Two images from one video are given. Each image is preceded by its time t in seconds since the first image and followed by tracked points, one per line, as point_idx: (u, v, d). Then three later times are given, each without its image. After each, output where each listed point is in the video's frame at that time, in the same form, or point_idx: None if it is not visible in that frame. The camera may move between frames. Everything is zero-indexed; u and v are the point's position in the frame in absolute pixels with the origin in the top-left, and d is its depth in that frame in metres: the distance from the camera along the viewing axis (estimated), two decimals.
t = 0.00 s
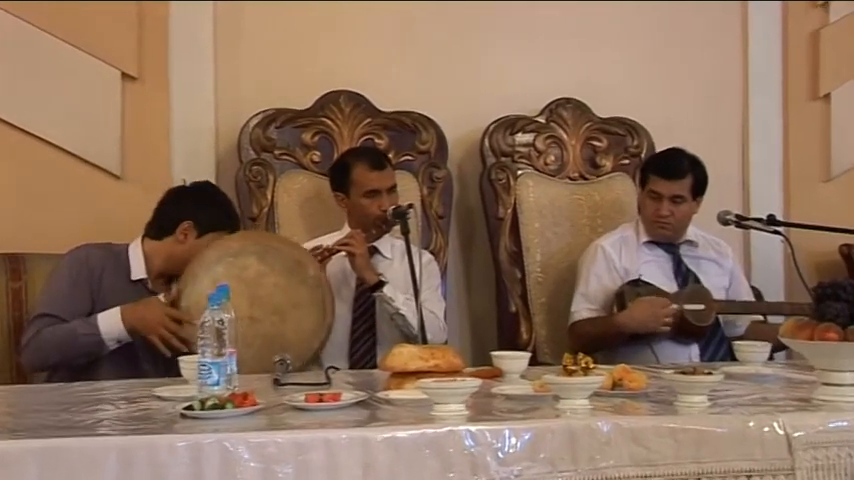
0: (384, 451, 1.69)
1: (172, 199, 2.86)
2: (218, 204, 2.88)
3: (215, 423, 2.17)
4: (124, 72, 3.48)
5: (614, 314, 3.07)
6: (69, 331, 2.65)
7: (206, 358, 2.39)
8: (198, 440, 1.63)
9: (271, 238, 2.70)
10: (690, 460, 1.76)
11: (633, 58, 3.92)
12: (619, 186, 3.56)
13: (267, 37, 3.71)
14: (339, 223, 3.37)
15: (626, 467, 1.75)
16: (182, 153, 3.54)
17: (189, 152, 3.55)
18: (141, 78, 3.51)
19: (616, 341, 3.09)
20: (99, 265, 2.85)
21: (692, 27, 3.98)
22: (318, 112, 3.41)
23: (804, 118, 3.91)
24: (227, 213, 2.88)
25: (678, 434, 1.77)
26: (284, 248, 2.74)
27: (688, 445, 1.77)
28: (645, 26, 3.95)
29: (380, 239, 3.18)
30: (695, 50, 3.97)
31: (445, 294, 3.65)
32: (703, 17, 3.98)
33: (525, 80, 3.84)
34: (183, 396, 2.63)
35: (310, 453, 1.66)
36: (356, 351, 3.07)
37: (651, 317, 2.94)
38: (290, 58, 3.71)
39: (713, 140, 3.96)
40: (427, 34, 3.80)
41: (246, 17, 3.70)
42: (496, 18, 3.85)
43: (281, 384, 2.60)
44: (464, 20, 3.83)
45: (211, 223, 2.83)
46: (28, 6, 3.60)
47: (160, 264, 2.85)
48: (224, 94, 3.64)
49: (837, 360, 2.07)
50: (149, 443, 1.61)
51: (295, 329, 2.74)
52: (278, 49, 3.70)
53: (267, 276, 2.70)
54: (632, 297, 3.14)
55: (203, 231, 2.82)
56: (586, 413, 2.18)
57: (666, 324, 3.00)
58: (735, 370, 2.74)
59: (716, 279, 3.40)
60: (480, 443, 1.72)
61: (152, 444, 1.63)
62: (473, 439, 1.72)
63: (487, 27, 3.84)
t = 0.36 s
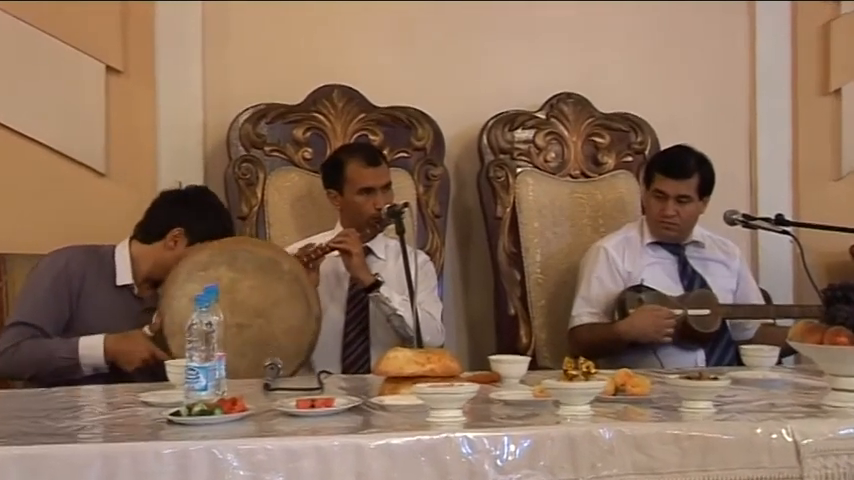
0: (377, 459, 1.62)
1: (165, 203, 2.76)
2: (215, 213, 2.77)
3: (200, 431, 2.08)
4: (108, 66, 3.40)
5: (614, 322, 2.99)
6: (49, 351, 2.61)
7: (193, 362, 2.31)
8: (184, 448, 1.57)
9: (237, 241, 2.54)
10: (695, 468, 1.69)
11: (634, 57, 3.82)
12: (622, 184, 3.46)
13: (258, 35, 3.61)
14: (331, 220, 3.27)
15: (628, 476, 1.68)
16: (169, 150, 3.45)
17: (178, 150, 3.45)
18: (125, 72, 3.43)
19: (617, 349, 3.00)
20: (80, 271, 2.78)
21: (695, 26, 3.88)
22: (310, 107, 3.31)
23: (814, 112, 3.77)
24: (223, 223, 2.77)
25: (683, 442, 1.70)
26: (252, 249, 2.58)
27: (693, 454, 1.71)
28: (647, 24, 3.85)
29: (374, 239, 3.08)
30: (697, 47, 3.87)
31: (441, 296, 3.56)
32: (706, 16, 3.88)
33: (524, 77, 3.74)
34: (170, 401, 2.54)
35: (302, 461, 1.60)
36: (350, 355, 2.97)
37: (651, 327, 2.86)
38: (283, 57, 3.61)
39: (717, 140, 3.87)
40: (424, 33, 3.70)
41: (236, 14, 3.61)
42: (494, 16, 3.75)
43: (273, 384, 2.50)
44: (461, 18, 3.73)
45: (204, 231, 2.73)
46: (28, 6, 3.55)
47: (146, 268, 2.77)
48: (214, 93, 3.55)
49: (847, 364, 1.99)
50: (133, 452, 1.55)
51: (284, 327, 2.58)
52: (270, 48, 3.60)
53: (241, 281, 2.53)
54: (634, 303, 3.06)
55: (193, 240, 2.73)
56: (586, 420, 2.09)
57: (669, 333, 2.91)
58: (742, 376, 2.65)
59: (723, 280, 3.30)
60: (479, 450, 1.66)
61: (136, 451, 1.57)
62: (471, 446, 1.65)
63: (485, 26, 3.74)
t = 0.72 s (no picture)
0: (370, 468, 1.56)
1: (135, 197, 2.77)
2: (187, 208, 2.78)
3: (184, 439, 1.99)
4: (88, 60, 3.29)
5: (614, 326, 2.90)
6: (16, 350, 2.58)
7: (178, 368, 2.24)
8: (169, 458, 1.50)
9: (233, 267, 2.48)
10: None
11: (632, 56, 3.73)
12: (623, 183, 3.36)
13: (246, 33, 3.51)
14: (322, 222, 3.19)
15: None
16: (153, 148, 3.35)
17: (163, 149, 3.36)
18: (107, 67, 3.32)
19: (617, 354, 2.92)
20: (46, 274, 2.74)
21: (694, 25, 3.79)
22: (299, 103, 3.22)
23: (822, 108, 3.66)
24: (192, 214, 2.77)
25: (687, 450, 1.63)
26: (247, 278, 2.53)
27: (696, 465, 1.64)
28: (645, 22, 3.76)
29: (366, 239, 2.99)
30: (695, 45, 3.78)
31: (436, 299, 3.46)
32: (705, 14, 3.79)
33: (518, 75, 3.65)
34: (154, 409, 2.43)
35: (290, 471, 1.54)
36: (341, 360, 2.88)
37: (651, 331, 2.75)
38: (271, 55, 3.51)
39: (719, 141, 3.77)
40: (416, 31, 3.61)
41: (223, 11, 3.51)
42: (488, 15, 3.66)
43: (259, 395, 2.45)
44: (454, 16, 3.64)
45: (172, 224, 2.74)
46: (26, 5, 3.37)
47: (117, 268, 2.77)
48: (201, 91, 3.45)
49: None
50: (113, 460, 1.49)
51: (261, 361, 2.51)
52: (258, 46, 3.51)
53: (228, 308, 2.47)
54: (634, 307, 2.96)
55: (163, 234, 2.73)
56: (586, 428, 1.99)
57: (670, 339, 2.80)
58: (747, 382, 2.56)
59: (727, 282, 3.20)
60: (473, 460, 1.59)
61: (118, 461, 1.51)
62: (466, 456, 1.60)
63: (479, 25, 3.65)
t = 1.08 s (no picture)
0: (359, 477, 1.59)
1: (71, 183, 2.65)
2: (119, 184, 2.62)
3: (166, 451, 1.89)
4: (67, 55, 3.19)
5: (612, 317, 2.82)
6: None
7: (158, 376, 2.13)
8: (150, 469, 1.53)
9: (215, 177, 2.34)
10: None
11: (627, 54, 3.64)
12: (621, 182, 3.28)
13: (230, 31, 3.42)
14: (310, 223, 3.10)
15: None
16: (132, 150, 3.26)
17: (143, 149, 3.26)
18: (85, 62, 3.22)
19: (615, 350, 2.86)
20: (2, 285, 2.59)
21: (690, 22, 3.70)
22: (284, 99, 3.13)
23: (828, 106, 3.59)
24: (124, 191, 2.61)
25: (686, 460, 1.68)
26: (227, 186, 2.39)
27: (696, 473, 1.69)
28: (639, 20, 3.67)
29: (355, 241, 2.89)
30: (692, 44, 3.70)
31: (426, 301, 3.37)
32: (701, 12, 3.71)
33: (511, 74, 3.55)
34: (134, 417, 2.36)
35: None
36: (328, 366, 2.80)
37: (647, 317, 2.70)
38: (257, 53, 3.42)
39: (718, 140, 3.69)
40: (405, 29, 3.52)
41: (207, 8, 3.42)
42: (479, 12, 3.57)
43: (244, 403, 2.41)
44: (444, 13, 3.54)
45: (103, 202, 2.58)
46: (21, 5, 3.20)
47: (55, 259, 2.59)
48: (183, 90, 3.36)
49: None
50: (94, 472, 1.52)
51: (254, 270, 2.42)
52: (242, 45, 3.42)
53: (214, 217, 2.38)
54: (635, 297, 2.88)
55: (87, 208, 2.56)
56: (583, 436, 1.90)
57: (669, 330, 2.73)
58: (749, 388, 2.47)
59: (730, 283, 3.11)
60: (466, 468, 1.63)
61: (100, 472, 1.53)
62: (458, 465, 1.63)
63: (469, 21, 3.56)
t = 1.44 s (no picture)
0: None
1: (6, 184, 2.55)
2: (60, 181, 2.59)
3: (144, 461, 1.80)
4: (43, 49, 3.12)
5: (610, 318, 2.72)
6: None
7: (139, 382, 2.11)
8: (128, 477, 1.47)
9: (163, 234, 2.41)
10: None
11: (623, 54, 3.54)
12: (618, 181, 3.19)
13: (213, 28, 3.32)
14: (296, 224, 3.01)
15: None
16: (111, 147, 3.18)
17: (122, 148, 3.19)
18: (61, 56, 3.16)
19: (611, 357, 2.77)
20: None
21: (686, 21, 3.60)
22: (269, 95, 3.03)
23: (830, 103, 3.51)
24: (56, 178, 2.58)
25: (687, 470, 1.60)
26: (180, 244, 2.46)
27: None
28: (636, 19, 3.57)
29: (345, 242, 2.80)
30: (690, 39, 3.60)
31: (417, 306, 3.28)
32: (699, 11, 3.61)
33: (504, 70, 3.46)
34: (115, 425, 2.25)
35: None
36: (314, 373, 2.72)
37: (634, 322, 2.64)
38: (242, 52, 3.33)
39: (719, 139, 3.60)
40: (394, 28, 3.42)
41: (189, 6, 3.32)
42: (470, 9, 3.47)
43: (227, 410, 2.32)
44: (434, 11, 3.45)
45: (37, 196, 2.54)
46: None
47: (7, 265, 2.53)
48: (165, 91, 3.26)
49: None
50: None
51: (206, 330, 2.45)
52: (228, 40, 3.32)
53: (162, 277, 2.42)
54: (633, 300, 2.79)
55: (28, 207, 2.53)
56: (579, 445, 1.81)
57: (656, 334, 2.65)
58: (752, 395, 2.38)
59: (732, 288, 3.03)
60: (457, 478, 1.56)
61: None
62: (449, 474, 1.55)
63: (460, 20, 3.46)
